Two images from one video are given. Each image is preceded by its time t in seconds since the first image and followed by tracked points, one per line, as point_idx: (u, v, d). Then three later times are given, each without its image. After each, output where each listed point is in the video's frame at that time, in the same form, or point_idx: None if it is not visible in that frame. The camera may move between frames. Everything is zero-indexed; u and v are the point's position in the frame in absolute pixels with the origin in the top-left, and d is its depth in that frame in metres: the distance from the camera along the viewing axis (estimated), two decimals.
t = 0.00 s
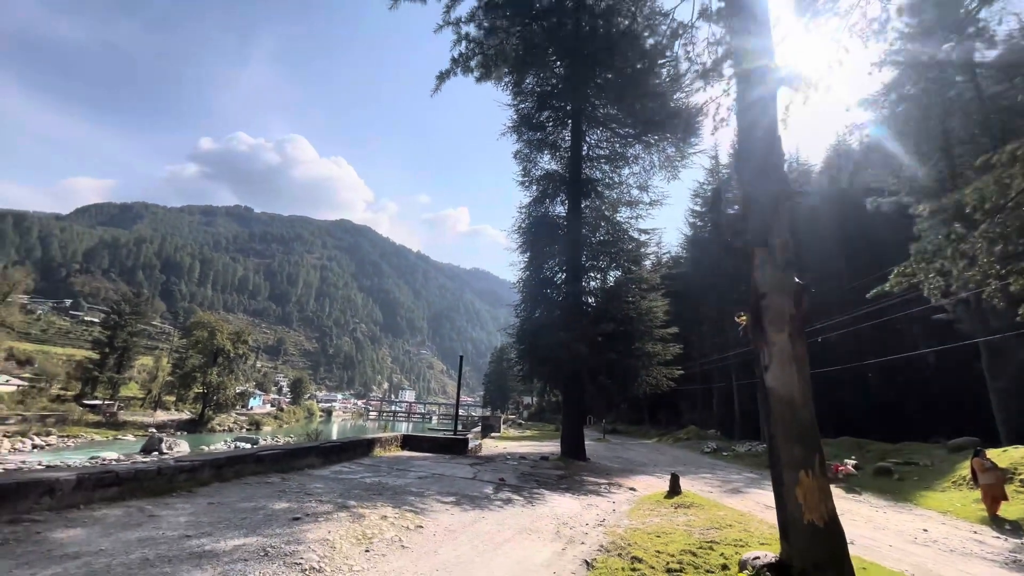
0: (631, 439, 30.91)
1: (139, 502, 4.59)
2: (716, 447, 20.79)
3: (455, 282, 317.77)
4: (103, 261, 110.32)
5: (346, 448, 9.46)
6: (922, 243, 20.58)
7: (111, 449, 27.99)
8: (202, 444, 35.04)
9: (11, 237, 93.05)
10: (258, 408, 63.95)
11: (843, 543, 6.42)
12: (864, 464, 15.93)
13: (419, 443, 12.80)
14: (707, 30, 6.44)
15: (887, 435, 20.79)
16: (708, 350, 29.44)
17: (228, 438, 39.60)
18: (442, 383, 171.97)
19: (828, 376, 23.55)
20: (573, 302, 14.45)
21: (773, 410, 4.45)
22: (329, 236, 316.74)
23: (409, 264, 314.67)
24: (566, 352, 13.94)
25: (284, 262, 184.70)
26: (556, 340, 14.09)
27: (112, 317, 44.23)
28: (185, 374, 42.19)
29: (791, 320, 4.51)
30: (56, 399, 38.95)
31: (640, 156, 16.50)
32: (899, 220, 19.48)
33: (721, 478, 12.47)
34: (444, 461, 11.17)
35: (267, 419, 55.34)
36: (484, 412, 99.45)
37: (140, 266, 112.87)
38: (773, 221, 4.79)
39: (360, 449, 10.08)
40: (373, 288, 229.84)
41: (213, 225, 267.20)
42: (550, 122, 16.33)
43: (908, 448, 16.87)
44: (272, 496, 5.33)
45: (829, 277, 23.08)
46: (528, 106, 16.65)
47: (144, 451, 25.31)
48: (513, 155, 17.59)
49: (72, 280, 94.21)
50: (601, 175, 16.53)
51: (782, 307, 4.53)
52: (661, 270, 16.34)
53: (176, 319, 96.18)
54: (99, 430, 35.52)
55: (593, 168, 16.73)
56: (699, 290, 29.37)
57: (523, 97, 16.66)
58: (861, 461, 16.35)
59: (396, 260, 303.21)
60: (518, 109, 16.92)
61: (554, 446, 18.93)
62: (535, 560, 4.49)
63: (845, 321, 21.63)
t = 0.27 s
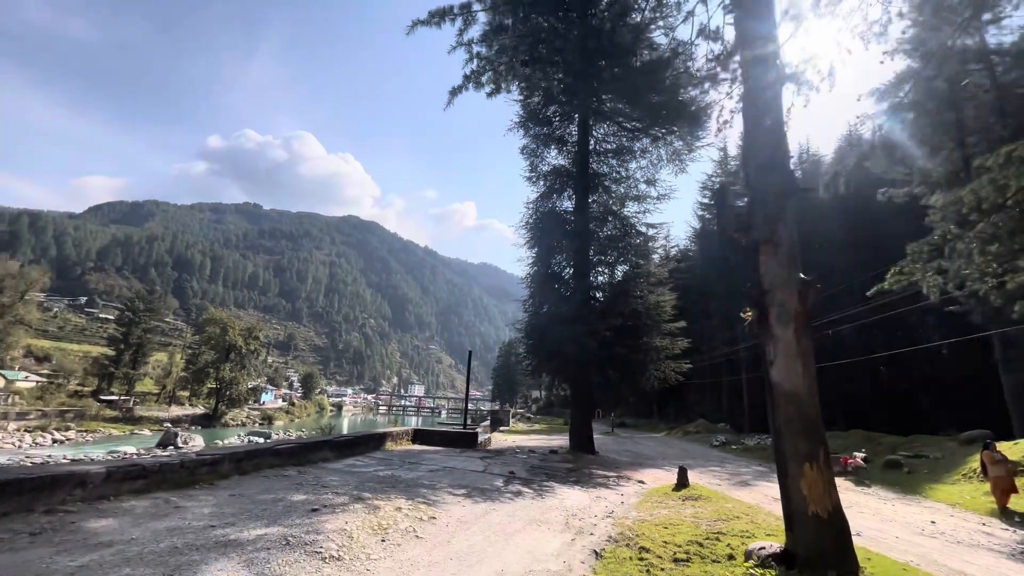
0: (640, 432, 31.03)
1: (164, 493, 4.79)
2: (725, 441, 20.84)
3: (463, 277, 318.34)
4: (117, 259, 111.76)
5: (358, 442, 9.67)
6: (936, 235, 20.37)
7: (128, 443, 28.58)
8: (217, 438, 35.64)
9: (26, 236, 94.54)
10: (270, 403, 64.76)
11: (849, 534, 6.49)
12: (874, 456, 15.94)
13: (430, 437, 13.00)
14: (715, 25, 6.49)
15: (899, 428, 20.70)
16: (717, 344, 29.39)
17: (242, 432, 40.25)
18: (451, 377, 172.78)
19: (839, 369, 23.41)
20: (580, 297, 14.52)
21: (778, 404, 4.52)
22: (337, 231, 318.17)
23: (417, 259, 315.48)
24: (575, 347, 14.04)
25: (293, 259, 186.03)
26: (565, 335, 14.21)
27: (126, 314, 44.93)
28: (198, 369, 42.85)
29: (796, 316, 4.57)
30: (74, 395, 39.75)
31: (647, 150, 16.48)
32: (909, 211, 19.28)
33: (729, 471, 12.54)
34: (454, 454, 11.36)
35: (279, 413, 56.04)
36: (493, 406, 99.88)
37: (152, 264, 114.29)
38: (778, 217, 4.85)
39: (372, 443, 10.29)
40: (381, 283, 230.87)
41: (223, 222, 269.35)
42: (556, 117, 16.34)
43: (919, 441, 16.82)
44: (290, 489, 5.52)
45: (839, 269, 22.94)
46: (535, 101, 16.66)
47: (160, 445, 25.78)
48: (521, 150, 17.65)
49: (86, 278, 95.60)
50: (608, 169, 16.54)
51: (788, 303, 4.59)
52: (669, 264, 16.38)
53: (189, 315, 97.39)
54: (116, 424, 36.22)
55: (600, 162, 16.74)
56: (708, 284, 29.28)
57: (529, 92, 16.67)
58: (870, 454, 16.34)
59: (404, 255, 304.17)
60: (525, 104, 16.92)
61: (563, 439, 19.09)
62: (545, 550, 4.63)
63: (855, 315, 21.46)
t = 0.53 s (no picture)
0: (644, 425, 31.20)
1: (183, 486, 4.94)
2: (728, 432, 20.97)
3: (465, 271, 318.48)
4: (120, 257, 112.18)
5: (367, 436, 9.83)
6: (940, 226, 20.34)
7: (137, 439, 28.89)
8: (224, 434, 35.95)
9: (31, 236, 94.95)
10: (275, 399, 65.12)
11: (851, 521, 6.62)
12: (877, 446, 16.05)
13: (436, 430, 13.17)
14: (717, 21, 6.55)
15: (905, 418, 20.71)
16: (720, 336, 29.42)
17: (248, 428, 40.60)
18: (454, 372, 173.27)
19: (842, 360, 23.44)
20: (584, 290, 14.60)
21: (781, 396, 4.63)
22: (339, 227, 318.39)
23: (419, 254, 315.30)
24: (578, 340, 14.19)
25: (296, 255, 186.39)
26: (568, 329, 14.34)
27: (132, 312, 45.22)
28: (204, 366, 43.18)
29: (798, 308, 4.66)
30: (82, 392, 40.14)
31: (649, 143, 16.50)
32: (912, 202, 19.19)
33: (733, 462, 12.67)
34: (461, 448, 11.52)
35: (284, 409, 56.43)
36: (497, 399, 100.22)
37: (156, 262, 114.73)
38: (779, 212, 4.95)
39: (380, 437, 10.45)
40: (384, 279, 231.22)
41: (225, 219, 269.73)
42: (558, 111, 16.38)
43: (921, 431, 16.91)
44: (303, 481, 5.67)
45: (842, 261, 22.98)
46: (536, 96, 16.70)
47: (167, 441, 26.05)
48: (523, 145, 17.71)
49: (91, 276, 96.04)
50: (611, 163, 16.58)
51: (789, 296, 4.69)
52: (671, 257, 16.46)
53: (193, 313, 97.87)
54: (124, 421, 36.58)
55: (603, 156, 16.77)
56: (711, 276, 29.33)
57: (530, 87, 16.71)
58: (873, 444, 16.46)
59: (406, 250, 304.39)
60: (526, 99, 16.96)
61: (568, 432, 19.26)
62: (555, 538, 4.78)
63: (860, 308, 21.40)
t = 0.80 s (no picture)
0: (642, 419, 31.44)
1: (192, 483, 5.05)
2: (725, 425, 21.17)
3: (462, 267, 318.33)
4: (116, 257, 111.67)
5: (369, 433, 9.96)
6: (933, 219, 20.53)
7: (137, 439, 28.95)
8: (223, 432, 36.03)
9: (24, 236, 94.41)
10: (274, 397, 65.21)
11: (844, 509, 6.78)
12: (872, 437, 16.27)
13: (436, 426, 13.31)
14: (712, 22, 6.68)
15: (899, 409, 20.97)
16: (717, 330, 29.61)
17: (247, 427, 40.68)
18: (452, 368, 173.51)
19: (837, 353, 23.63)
20: (581, 286, 14.72)
21: (774, 388, 4.75)
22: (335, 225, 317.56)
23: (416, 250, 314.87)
24: (577, 336, 14.36)
25: (292, 253, 185.92)
26: (566, 324, 14.46)
27: (129, 312, 45.12)
28: (202, 365, 43.19)
29: (790, 303, 4.78)
30: (80, 393, 40.10)
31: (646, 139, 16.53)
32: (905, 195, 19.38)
33: (729, 454, 12.86)
34: (461, 443, 11.66)
35: (283, 407, 56.53)
36: (495, 395, 100.45)
37: (151, 261, 114.26)
38: (773, 209, 5.06)
39: (382, 433, 10.59)
40: (381, 276, 230.93)
41: (221, 218, 268.59)
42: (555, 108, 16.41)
43: (915, 421, 17.13)
44: (309, 477, 5.78)
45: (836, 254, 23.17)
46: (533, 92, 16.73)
47: (167, 440, 26.14)
48: (520, 142, 17.76)
49: (86, 276, 95.61)
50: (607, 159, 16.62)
51: (781, 291, 4.81)
52: (668, 253, 16.59)
53: (189, 312, 97.64)
54: (123, 421, 36.60)
55: (599, 152, 16.81)
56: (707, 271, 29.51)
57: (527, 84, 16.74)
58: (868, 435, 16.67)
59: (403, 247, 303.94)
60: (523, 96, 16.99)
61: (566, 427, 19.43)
62: (556, 528, 4.92)
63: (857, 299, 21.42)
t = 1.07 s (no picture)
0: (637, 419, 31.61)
1: (193, 483, 5.13)
2: (720, 425, 21.32)
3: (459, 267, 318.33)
4: (109, 256, 111.04)
5: (366, 432, 10.05)
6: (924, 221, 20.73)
7: (131, 440, 28.83)
8: (218, 433, 35.96)
9: (16, 235, 93.67)
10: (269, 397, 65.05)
11: (833, 507, 6.93)
12: (863, 436, 16.48)
13: (432, 426, 13.39)
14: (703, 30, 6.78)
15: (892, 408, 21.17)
16: (712, 330, 29.79)
17: (243, 427, 40.60)
18: (448, 368, 173.53)
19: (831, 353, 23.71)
20: (577, 287, 14.84)
21: (763, 387, 4.87)
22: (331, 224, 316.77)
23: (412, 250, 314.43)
24: (572, 336, 14.47)
25: (287, 253, 185.41)
26: (562, 325, 14.59)
27: (123, 312, 44.90)
28: (197, 366, 43.07)
29: (780, 306, 4.90)
30: (73, 393, 39.90)
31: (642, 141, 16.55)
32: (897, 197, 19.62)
33: (723, 453, 12.99)
34: (458, 443, 11.75)
35: (278, 407, 56.42)
36: (491, 396, 100.66)
37: (145, 260, 113.68)
38: (763, 214, 5.19)
39: (379, 433, 10.66)
40: (376, 276, 230.62)
41: (215, 217, 267.38)
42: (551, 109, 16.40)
43: (905, 421, 17.34)
44: (308, 476, 5.87)
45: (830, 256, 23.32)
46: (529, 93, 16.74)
47: (161, 441, 26.05)
48: (516, 143, 17.79)
49: (79, 276, 95.05)
50: (603, 160, 16.66)
51: (771, 294, 4.93)
52: (663, 254, 16.71)
53: (184, 312, 97.21)
54: (117, 421, 36.44)
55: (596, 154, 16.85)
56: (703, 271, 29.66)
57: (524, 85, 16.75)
58: (859, 434, 16.88)
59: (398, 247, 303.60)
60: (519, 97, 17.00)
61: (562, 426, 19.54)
62: (552, 525, 5.03)
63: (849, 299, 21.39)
